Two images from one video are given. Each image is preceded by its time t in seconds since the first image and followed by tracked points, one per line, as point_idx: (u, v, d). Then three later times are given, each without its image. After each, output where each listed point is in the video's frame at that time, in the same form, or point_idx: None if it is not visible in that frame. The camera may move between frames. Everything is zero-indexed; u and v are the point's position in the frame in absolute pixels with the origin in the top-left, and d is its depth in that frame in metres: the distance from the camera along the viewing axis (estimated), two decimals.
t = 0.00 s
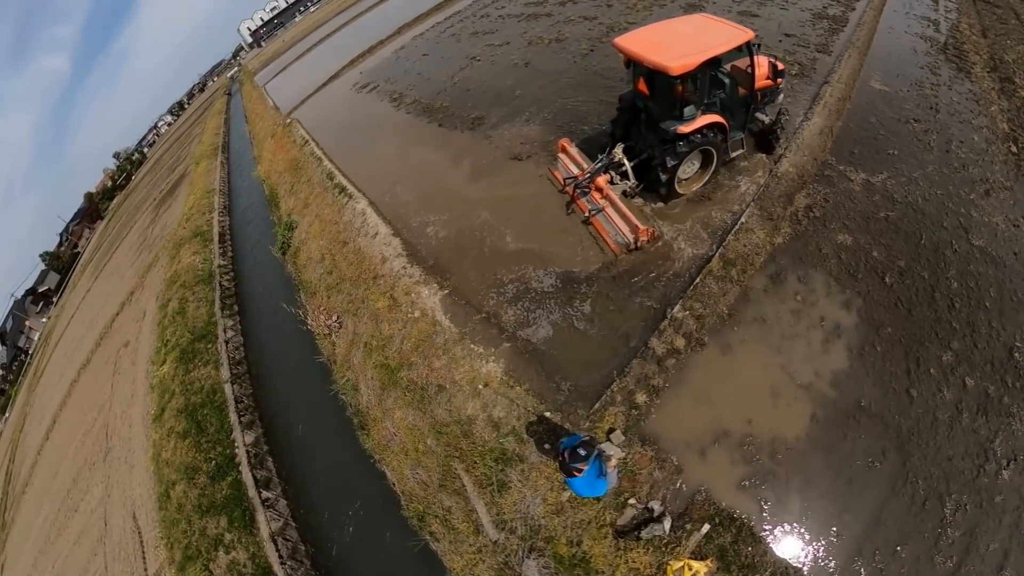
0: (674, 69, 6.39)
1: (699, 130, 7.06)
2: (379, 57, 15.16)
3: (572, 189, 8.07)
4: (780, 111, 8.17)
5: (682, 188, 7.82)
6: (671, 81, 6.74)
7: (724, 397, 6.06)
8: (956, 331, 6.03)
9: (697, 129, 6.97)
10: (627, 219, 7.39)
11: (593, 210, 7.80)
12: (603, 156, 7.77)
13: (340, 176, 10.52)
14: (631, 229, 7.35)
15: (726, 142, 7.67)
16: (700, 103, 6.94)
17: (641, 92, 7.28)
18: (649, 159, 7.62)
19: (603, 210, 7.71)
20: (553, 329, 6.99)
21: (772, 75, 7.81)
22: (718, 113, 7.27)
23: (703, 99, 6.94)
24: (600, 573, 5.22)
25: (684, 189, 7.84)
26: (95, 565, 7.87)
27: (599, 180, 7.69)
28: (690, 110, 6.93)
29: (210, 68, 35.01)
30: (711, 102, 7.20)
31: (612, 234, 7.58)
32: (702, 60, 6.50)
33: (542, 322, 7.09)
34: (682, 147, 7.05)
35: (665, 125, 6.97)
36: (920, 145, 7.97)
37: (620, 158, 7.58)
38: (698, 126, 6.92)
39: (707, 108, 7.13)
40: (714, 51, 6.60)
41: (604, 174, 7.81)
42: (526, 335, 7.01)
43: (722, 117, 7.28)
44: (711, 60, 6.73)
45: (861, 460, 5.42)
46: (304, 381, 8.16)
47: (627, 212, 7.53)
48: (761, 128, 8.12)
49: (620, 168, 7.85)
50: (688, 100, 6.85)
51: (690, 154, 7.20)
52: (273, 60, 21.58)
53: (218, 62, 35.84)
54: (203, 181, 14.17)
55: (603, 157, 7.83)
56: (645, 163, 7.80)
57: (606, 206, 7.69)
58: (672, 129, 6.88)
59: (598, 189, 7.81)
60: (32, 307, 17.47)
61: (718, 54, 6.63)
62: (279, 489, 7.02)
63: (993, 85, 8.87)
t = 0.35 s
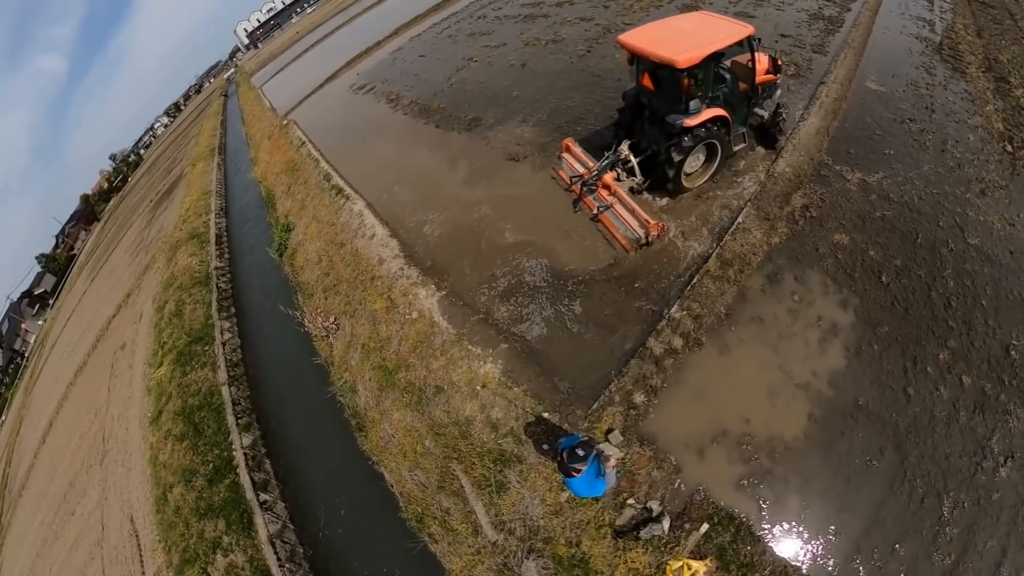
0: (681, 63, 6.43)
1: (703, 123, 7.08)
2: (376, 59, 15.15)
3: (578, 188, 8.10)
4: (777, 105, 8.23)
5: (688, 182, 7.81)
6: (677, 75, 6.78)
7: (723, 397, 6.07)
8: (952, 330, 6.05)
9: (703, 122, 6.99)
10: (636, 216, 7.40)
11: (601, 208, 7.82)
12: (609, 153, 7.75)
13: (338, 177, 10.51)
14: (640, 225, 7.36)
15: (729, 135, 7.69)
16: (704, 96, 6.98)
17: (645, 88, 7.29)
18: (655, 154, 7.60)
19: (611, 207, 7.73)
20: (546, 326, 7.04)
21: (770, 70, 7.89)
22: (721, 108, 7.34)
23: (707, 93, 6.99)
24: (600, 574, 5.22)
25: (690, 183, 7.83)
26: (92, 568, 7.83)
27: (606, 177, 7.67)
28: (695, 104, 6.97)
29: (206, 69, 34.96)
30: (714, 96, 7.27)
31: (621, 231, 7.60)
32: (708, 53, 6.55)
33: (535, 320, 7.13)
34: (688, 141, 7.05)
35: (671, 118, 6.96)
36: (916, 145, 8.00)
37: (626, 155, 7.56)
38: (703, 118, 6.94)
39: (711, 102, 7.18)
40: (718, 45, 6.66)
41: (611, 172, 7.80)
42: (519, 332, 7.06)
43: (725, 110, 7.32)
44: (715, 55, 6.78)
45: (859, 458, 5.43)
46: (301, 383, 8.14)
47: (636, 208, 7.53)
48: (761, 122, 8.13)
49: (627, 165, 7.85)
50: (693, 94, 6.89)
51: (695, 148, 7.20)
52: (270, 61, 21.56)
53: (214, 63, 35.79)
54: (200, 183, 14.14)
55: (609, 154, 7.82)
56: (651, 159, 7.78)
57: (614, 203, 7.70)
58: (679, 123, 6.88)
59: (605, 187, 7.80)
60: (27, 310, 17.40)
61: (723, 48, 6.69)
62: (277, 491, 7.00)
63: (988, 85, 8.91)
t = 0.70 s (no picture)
0: (694, 61, 6.43)
1: (714, 120, 7.11)
2: (379, 62, 15.24)
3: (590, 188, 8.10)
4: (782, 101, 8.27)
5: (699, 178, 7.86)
6: (688, 73, 6.78)
7: (724, 398, 6.05)
8: (956, 330, 6.00)
9: (713, 119, 7.01)
10: (651, 214, 7.43)
11: (615, 208, 7.83)
12: (620, 153, 7.68)
13: (341, 180, 10.57)
14: (656, 224, 7.40)
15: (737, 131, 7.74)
16: (715, 93, 6.99)
17: (655, 86, 7.22)
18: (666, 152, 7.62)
19: (625, 207, 7.75)
20: (544, 324, 7.09)
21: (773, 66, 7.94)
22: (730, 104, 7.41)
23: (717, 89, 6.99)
24: None
25: (701, 179, 7.88)
26: (95, 569, 7.87)
27: (618, 177, 7.71)
28: (705, 101, 6.99)
29: (211, 73, 35.21)
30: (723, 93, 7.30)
31: (636, 230, 7.61)
32: (719, 51, 6.56)
33: (534, 317, 7.20)
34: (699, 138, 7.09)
35: (682, 117, 7.01)
36: (919, 145, 7.96)
37: (638, 154, 7.55)
38: (714, 116, 6.96)
39: (720, 99, 7.22)
40: (728, 43, 6.68)
41: (622, 172, 7.79)
42: (519, 331, 7.12)
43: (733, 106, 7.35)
44: (725, 53, 6.81)
45: (862, 460, 5.39)
46: (304, 385, 8.18)
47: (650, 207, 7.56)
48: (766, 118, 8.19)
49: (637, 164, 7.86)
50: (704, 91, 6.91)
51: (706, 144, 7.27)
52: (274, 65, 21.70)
53: (218, 67, 36.05)
54: (205, 186, 14.24)
55: (620, 154, 7.80)
56: (662, 158, 7.82)
57: (627, 203, 7.73)
58: (691, 120, 6.92)
59: (617, 187, 7.85)
60: (33, 312, 17.53)
61: (732, 46, 6.72)
62: (280, 492, 7.02)
63: (991, 84, 8.86)
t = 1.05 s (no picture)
0: (707, 54, 6.38)
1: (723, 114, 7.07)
2: (381, 61, 15.24)
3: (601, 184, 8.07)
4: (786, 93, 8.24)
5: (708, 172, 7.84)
6: (699, 67, 6.72)
7: (725, 398, 6.03)
8: (959, 330, 5.97)
9: (723, 113, 6.97)
10: (664, 210, 7.33)
11: (628, 203, 7.73)
12: (630, 148, 7.47)
13: (342, 179, 10.58)
14: (670, 219, 7.31)
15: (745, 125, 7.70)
16: (724, 87, 6.94)
17: (665, 81, 7.10)
18: (676, 147, 7.55)
19: (638, 202, 7.64)
20: (542, 320, 7.14)
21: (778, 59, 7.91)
22: (738, 98, 7.31)
23: (727, 83, 6.93)
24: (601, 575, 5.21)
25: (710, 172, 7.87)
26: (99, 566, 7.93)
27: (629, 173, 7.54)
28: (715, 95, 6.94)
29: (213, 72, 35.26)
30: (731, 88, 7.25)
31: (650, 225, 7.57)
32: (731, 44, 6.53)
33: (531, 313, 7.25)
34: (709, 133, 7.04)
35: (693, 111, 6.92)
36: (922, 143, 7.91)
37: (649, 149, 7.37)
38: (723, 110, 6.92)
39: (729, 93, 7.14)
40: (739, 35, 6.64)
41: (633, 167, 7.59)
42: (517, 327, 7.16)
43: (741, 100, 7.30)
44: (735, 46, 6.77)
45: (863, 460, 5.38)
46: (306, 384, 8.20)
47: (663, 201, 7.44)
48: (771, 111, 8.15)
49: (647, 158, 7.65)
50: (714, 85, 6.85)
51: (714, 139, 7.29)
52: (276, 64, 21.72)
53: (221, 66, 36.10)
54: (207, 185, 14.28)
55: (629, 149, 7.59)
56: (671, 152, 7.75)
57: (640, 198, 7.62)
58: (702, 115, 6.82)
59: (628, 182, 7.68)
60: (37, 311, 17.61)
61: (743, 39, 6.68)
62: (282, 491, 7.04)
63: (995, 81, 8.80)
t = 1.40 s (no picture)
0: (717, 50, 6.47)
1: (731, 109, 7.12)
2: (379, 59, 15.19)
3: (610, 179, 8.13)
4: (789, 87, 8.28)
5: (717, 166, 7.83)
6: (708, 63, 6.80)
7: (725, 397, 6.03)
8: (959, 329, 5.97)
9: (731, 108, 7.03)
10: (675, 203, 7.47)
11: (637, 198, 7.84)
12: (639, 142, 7.61)
13: (341, 178, 10.56)
14: (681, 212, 7.44)
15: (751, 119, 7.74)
16: (732, 81, 7.00)
17: (673, 76, 7.20)
18: (683, 142, 7.61)
19: (647, 196, 7.76)
20: (537, 314, 7.20)
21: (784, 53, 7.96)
22: (745, 91, 7.42)
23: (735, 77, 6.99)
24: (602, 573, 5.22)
25: (718, 166, 7.86)
26: (101, 566, 7.94)
27: (639, 167, 7.70)
28: (723, 90, 7.00)
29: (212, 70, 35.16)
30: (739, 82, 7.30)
31: (660, 219, 7.65)
32: (739, 40, 6.61)
33: (527, 307, 7.31)
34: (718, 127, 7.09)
35: (702, 106, 7.00)
36: (922, 141, 7.90)
37: (657, 143, 7.49)
38: (731, 104, 6.98)
39: (736, 87, 7.24)
40: (747, 31, 6.73)
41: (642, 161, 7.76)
42: (513, 321, 7.22)
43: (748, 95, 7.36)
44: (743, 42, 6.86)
45: (863, 459, 5.38)
46: (306, 384, 8.20)
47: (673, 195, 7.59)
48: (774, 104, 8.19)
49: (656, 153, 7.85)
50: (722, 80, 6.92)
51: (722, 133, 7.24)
52: (275, 62, 21.66)
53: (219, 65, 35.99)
54: (206, 184, 14.25)
55: (638, 144, 7.75)
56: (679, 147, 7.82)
57: (650, 192, 7.75)
58: (710, 109, 6.94)
59: (637, 176, 7.85)
60: (37, 311, 17.58)
61: (750, 34, 6.77)
62: (283, 490, 7.05)
63: (995, 79, 8.78)
